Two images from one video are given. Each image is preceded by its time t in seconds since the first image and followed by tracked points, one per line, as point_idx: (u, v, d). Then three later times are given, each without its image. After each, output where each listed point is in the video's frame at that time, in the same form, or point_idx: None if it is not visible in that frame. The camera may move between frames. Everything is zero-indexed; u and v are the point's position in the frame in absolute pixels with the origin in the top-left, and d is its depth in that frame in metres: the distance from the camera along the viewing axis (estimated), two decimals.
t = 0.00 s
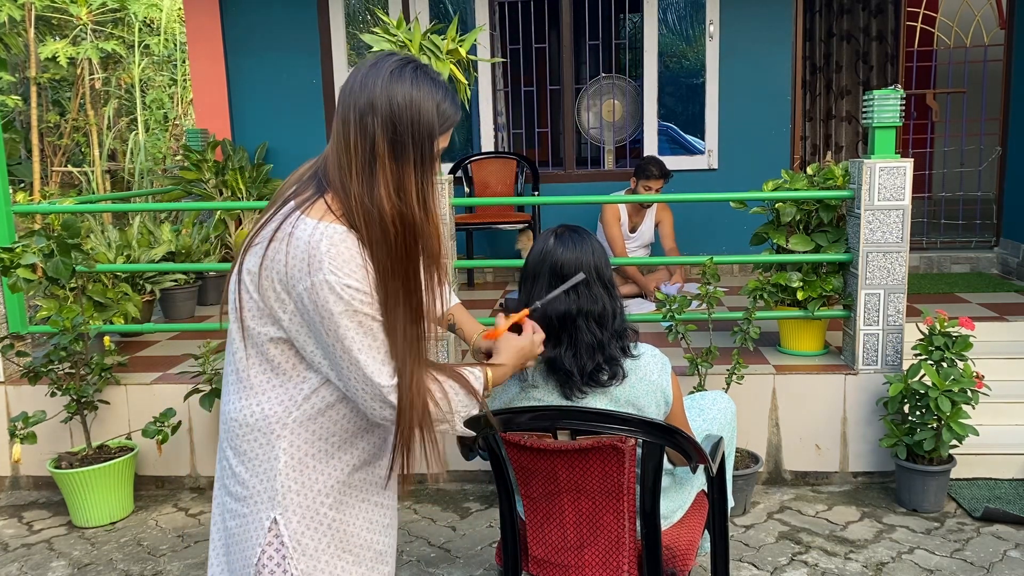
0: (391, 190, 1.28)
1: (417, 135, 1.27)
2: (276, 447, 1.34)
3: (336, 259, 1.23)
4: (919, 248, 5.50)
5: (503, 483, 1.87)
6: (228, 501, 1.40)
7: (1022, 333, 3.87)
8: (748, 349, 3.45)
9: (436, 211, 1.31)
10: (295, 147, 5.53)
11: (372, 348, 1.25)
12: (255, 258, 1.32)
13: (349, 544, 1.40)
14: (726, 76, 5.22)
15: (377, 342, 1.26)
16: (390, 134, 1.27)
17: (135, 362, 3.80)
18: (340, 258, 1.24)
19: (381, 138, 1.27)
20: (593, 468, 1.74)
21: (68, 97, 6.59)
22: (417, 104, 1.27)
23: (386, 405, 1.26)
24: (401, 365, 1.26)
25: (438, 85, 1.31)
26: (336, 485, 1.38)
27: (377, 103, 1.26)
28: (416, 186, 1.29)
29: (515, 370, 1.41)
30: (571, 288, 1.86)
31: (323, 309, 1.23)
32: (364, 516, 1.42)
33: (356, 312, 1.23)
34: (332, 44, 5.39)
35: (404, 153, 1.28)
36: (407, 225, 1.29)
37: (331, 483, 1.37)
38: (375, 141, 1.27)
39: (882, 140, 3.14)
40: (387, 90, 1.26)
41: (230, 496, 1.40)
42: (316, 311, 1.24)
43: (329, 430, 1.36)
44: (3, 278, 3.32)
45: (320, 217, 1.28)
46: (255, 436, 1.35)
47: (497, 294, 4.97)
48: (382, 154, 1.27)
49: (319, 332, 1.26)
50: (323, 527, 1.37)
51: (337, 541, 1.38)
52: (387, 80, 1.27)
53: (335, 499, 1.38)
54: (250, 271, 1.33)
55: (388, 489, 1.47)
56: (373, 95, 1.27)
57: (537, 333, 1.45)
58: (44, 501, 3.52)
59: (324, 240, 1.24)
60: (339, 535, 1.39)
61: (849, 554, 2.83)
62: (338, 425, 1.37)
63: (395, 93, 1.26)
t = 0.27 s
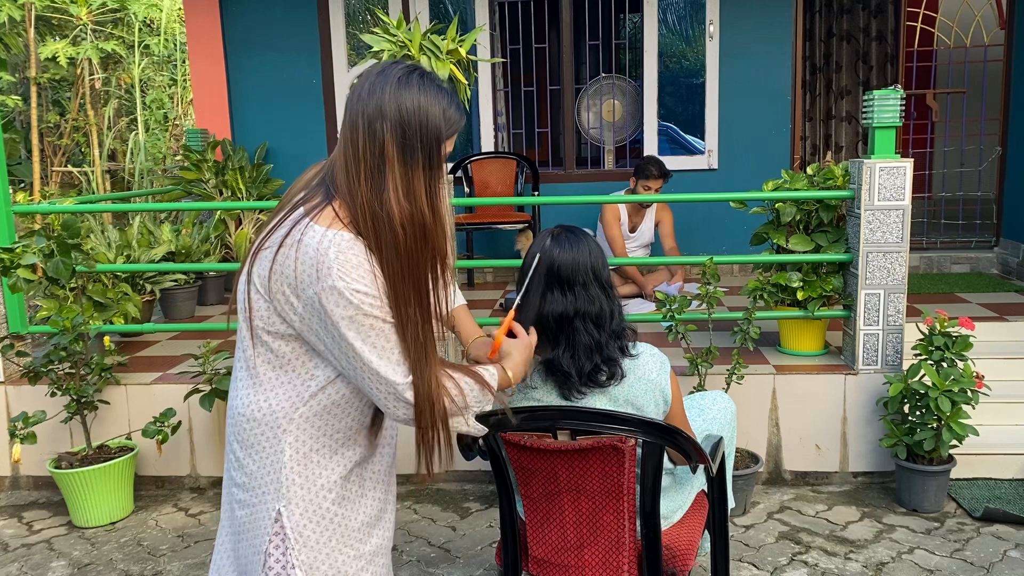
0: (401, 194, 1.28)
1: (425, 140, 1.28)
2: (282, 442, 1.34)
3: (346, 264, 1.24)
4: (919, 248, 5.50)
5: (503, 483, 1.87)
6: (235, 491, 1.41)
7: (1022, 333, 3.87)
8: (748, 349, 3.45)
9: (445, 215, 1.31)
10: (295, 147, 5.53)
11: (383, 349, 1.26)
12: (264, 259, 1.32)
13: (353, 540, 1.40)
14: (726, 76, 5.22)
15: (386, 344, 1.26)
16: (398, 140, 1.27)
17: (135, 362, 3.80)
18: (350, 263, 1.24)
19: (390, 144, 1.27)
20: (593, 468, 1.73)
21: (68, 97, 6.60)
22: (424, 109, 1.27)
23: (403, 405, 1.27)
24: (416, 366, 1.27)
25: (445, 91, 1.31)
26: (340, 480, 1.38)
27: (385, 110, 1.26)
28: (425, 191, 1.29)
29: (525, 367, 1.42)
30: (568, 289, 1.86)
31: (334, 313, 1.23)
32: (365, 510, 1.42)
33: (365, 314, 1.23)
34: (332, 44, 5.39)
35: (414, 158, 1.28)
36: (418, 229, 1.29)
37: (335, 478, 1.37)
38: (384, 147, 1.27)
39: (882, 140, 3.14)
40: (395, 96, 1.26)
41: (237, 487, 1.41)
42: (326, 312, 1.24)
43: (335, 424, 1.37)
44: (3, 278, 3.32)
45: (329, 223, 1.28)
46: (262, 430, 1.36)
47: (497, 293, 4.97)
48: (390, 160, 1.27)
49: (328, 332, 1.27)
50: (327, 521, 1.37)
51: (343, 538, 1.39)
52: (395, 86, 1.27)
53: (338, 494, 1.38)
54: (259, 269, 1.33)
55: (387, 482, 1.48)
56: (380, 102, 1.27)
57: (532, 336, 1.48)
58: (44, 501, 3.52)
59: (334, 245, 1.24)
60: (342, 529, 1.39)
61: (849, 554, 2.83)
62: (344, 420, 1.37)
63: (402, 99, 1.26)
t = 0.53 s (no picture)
0: (406, 193, 1.28)
1: (428, 139, 1.28)
2: (285, 438, 1.34)
3: (349, 262, 1.23)
4: (919, 248, 5.50)
5: (503, 483, 1.87)
6: (237, 486, 1.42)
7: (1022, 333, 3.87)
8: (748, 349, 3.44)
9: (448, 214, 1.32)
10: (295, 146, 5.53)
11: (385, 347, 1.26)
12: (267, 255, 1.33)
13: (354, 537, 1.40)
14: (726, 76, 5.22)
15: (387, 342, 1.26)
16: (403, 138, 1.27)
17: (135, 362, 3.80)
18: (354, 261, 1.24)
19: (395, 142, 1.27)
20: (593, 468, 1.73)
21: (68, 97, 6.60)
22: (429, 109, 1.28)
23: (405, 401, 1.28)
24: (418, 363, 1.27)
25: (448, 92, 1.32)
26: (341, 477, 1.38)
27: (391, 109, 1.27)
28: (428, 189, 1.29)
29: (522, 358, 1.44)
30: (566, 287, 1.86)
31: (336, 309, 1.23)
32: (365, 508, 1.42)
33: (368, 312, 1.23)
34: (332, 44, 5.39)
35: (418, 157, 1.28)
36: (421, 227, 1.29)
37: (336, 475, 1.37)
38: (388, 145, 1.27)
39: (882, 140, 3.14)
40: (399, 96, 1.27)
41: (238, 482, 1.42)
42: (328, 308, 1.24)
43: (336, 421, 1.37)
44: (3, 278, 3.32)
45: (333, 222, 1.28)
46: (264, 426, 1.36)
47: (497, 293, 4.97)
48: (395, 159, 1.28)
49: (330, 328, 1.27)
50: (326, 518, 1.37)
51: (343, 535, 1.39)
52: (400, 86, 1.28)
53: (338, 491, 1.38)
54: (262, 265, 1.34)
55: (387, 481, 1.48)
56: (384, 101, 1.27)
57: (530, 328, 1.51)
58: (44, 501, 3.52)
59: (337, 243, 1.25)
60: (341, 526, 1.39)
61: (849, 554, 2.83)
62: (346, 417, 1.37)
63: (406, 99, 1.27)
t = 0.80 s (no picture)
0: (401, 196, 1.27)
1: (427, 142, 1.27)
2: (284, 440, 1.34)
3: (344, 267, 1.23)
4: (919, 248, 5.50)
5: (502, 483, 1.87)
6: (237, 486, 1.42)
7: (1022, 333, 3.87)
8: (748, 349, 3.44)
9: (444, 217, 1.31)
10: (295, 146, 5.53)
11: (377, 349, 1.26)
12: (266, 257, 1.33)
13: (354, 537, 1.41)
14: (726, 76, 5.22)
15: (375, 348, 1.26)
16: (401, 140, 1.26)
17: (135, 362, 3.80)
18: (347, 264, 1.24)
19: (392, 144, 1.26)
20: (593, 468, 1.74)
21: (69, 97, 6.60)
22: (429, 111, 1.26)
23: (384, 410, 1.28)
24: (402, 370, 1.28)
25: (449, 93, 1.30)
26: (341, 478, 1.38)
27: (389, 110, 1.25)
28: (425, 193, 1.28)
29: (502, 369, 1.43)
30: (566, 285, 1.86)
31: (329, 313, 1.23)
32: (366, 508, 1.42)
33: (357, 318, 1.24)
34: (332, 44, 5.39)
35: (415, 159, 1.27)
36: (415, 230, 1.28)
37: (335, 476, 1.38)
38: (385, 147, 1.26)
39: (882, 140, 3.14)
40: (399, 97, 1.26)
41: (238, 481, 1.42)
42: (321, 312, 1.24)
43: (336, 422, 1.37)
44: (3, 278, 3.32)
45: (329, 223, 1.28)
46: (264, 427, 1.36)
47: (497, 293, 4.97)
48: (392, 161, 1.26)
49: (321, 334, 1.27)
50: (326, 521, 1.37)
51: (344, 536, 1.39)
52: (400, 87, 1.27)
53: (337, 492, 1.38)
54: (261, 266, 1.34)
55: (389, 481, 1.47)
56: (382, 102, 1.26)
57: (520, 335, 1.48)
58: (44, 501, 3.52)
59: (333, 246, 1.25)
60: (341, 527, 1.39)
61: (849, 554, 2.83)
62: (344, 418, 1.37)
63: (405, 101, 1.26)
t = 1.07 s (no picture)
0: (388, 196, 1.27)
1: (415, 142, 1.27)
2: (283, 441, 1.35)
3: (332, 269, 1.24)
4: (919, 248, 5.50)
5: (503, 483, 1.87)
6: (237, 487, 1.43)
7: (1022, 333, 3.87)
8: (748, 349, 3.45)
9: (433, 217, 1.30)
10: (295, 146, 5.53)
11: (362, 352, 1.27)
12: (262, 259, 1.34)
13: (356, 537, 1.40)
14: (726, 76, 5.22)
15: (360, 351, 1.26)
16: (388, 140, 1.26)
17: (135, 362, 3.80)
18: (336, 266, 1.24)
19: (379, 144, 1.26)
20: (593, 468, 1.74)
21: (69, 97, 6.60)
22: (415, 110, 1.26)
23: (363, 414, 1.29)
24: (384, 374, 1.28)
25: (439, 92, 1.30)
26: (341, 478, 1.39)
27: (376, 110, 1.26)
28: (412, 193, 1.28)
29: (485, 373, 1.42)
30: (567, 283, 1.86)
31: (318, 315, 1.24)
32: (368, 507, 1.42)
33: (344, 322, 1.24)
34: (332, 44, 5.39)
35: (402, 159, 1.27)
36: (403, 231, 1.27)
37: (336, 476, 1.38)
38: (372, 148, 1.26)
39: (882, 140, 3.14)
40: (384, 96, 1.26)
41: (240, 483, 1.42)
42: (311, 314, 1.25)
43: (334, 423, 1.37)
44: (3, 278, 3.32)
45: (320, 225, 1.29)
46: (264, 429, 1.36)
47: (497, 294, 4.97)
48: (379, 162, 1.27)
49: (310, 337, 1.27)
50: (327, 521, 1.37)
51: (346, 535, 1.39)
52: (387, 86, 1.27)
53: (338, 492, 1.38)
54: (258, 268, 1.35)
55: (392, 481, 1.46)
56: (370, 101, 1.27)
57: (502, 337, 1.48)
58: (44, 501, 3.52)
59: (323, 248, 1.25)
60: (342, 528, 1.39)
61: (849, 554, 2.83)
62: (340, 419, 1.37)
63: (391, 100, 1.26)
